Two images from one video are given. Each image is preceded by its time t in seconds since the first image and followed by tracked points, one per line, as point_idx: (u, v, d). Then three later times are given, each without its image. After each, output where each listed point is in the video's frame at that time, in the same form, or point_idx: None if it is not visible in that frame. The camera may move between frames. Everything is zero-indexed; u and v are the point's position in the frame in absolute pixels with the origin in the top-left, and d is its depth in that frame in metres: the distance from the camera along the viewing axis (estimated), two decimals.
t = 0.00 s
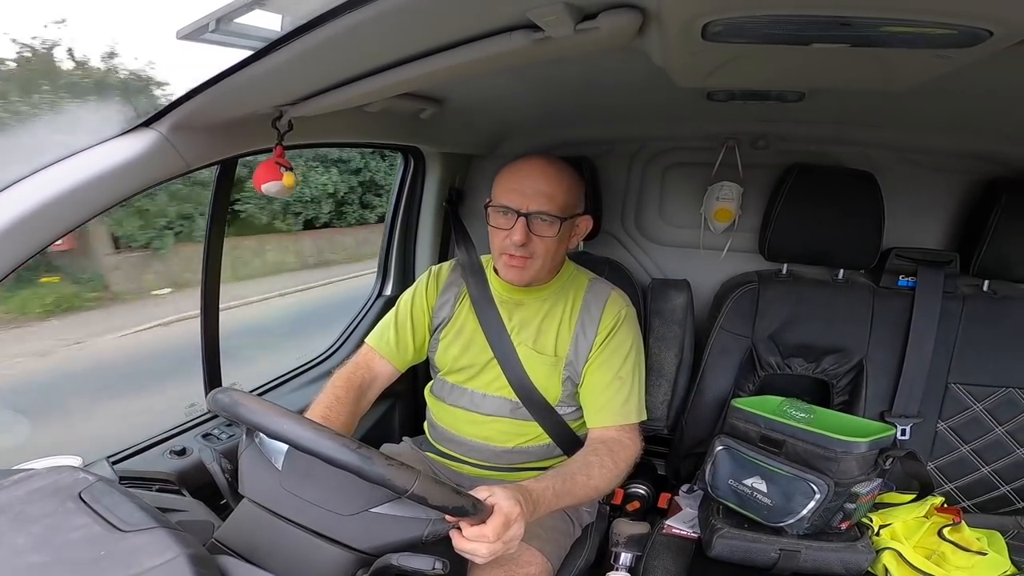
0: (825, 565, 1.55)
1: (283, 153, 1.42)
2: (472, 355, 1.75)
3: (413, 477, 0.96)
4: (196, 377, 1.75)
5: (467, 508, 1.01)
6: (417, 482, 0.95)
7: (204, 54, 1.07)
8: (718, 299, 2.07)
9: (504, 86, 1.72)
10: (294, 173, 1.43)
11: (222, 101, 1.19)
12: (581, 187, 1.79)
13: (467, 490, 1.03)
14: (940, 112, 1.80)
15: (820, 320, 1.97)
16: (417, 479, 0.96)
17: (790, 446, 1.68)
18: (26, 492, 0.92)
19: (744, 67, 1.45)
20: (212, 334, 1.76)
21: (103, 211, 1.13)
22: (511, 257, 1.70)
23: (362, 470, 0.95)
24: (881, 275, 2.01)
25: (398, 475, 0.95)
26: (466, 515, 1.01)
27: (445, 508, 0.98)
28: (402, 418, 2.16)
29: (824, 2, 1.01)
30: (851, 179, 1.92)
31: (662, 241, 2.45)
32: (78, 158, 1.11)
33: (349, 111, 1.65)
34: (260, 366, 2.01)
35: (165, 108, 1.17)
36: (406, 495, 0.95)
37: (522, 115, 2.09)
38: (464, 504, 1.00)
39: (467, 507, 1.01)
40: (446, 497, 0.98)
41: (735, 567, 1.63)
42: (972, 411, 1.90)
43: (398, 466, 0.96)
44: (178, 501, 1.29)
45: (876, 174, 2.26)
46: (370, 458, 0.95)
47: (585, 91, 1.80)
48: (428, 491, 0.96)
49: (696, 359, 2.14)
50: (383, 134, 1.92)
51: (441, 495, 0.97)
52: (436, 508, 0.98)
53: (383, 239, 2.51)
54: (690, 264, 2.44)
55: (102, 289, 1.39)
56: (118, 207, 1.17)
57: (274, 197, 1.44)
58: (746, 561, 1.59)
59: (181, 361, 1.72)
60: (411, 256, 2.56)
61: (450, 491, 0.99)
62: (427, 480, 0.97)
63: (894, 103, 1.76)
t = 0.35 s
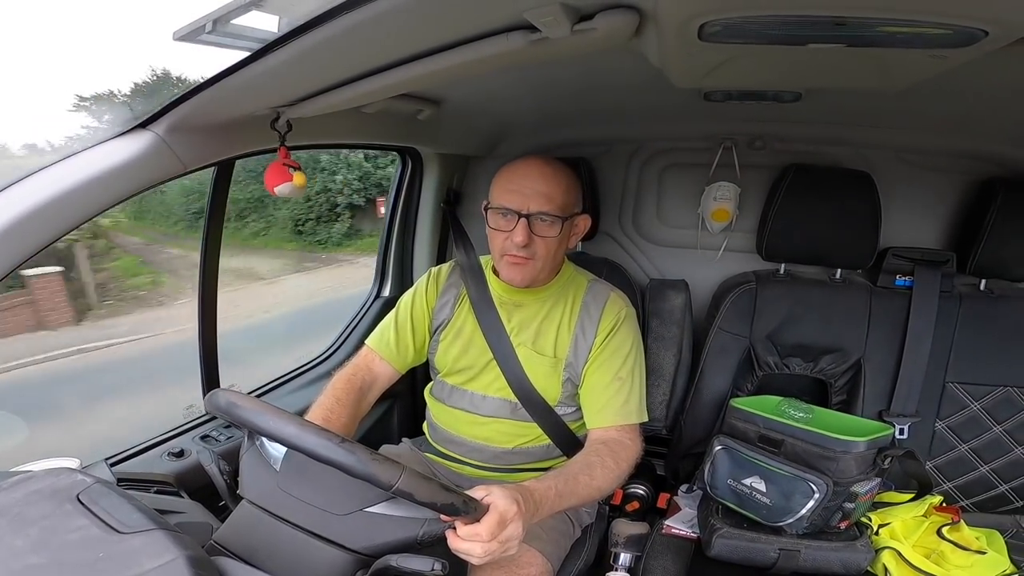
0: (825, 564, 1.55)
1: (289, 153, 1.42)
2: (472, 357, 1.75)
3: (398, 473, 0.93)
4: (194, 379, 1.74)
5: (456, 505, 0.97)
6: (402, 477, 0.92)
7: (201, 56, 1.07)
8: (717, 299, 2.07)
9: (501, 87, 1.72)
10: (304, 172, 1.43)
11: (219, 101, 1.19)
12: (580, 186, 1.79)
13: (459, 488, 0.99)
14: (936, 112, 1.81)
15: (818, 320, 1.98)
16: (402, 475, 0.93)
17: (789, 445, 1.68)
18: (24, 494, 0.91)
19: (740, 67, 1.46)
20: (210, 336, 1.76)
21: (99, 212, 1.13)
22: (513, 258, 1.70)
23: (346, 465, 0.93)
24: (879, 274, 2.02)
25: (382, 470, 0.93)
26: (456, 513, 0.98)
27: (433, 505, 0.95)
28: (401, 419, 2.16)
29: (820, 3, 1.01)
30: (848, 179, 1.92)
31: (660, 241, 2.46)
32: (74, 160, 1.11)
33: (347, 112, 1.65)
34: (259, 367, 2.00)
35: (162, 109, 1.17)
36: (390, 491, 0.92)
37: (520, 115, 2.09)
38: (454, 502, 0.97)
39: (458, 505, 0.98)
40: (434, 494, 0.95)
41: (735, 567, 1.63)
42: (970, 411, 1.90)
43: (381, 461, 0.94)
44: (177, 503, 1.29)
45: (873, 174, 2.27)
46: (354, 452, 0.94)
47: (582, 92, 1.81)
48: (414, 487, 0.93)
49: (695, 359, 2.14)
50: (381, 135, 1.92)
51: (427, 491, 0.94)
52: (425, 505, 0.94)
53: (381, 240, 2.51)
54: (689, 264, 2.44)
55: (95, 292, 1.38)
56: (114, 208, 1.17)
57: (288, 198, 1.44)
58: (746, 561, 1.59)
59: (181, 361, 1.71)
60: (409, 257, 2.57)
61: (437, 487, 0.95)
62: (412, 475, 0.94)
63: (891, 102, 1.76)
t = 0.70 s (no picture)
0: (823, 565, 1.55)
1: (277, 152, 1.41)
2: (470, 357, 1.75)
3: (376, 463, 0.93)
4: (194, 378, 1.74)
5: (440, 500, 0.96)
6: (381, 467, 0.92)
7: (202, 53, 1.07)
8: (717, 299, 2.07)
9: (501, 86, 1.72)
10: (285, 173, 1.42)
11: (219, 99, 1.19)
12: (569, 183, 1.79)
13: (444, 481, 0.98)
14: (935, 113, 1.81)
15: (817, 320, 1.98)
16: (381, 465, 0.92)
17: (787, 445, 1.68)
18: (22, 493, 0.91)
19: (740, 68, 1.46)
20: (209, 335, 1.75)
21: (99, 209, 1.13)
22: (503, 254, 1.70)
23: (323, 455, 0.93)
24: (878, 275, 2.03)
25: (362, 460, 0.92)
26: (440, 508, 0.96)
27: (414, 498, 0.94)
28: (401, 419, 2.16)
29: (820, 3, 1.01)
30: (848, 179, 1.92)
31: (660, 241, 2.45)
32: (74, 157, 1.10)
33: (347, 110, 1.65)
34: (258, 366, 2.00)
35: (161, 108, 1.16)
36: (367, 480, 0.92)
37: (520, 115, 2.09)
38: (438, 496, 0.95)
39: (444, 500, 0.96)
40: (415, 486, 0.94)
41: (733, 567, 1.63)
42: (969, 411, 1.90)
43: (359, 450, 0.94)
44: (175, 502, 1.29)
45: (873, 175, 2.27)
46: (331, 440, 0.94)
47: (582, 92, 1.81)
48: (394, 477, 0.92)
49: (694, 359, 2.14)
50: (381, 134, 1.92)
51: (407, 482, 0.93)
52: (406, 498, 0.93)
53: (381, 239, 2.51)
54: (689, 264, 2.44)
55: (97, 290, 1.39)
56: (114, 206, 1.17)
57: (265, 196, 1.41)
58: (745, 561, 1.59)
59: (181, 360, 1.70)
60: (409, 256, 2.56)
61: (418, 478, 0.94)
62: (391, 465, 0.93)
63: (891, 103, 1.76)
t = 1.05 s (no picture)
0: (823, 565, 1.55)
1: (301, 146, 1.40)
2: (473, 353, 1.76)
3: (367, 453, 0.91)
4: (197, 374, 1.75)
5: (433, 493, 0.92)
6: (369, 457, 0.90)
7: (207, 50, 1.07)
8: (720, 297, 2.06)
9: (506, 83, 1.72)
10: (317, 165, 1.42)
11: (222, 98, 1.18)
12: (570, 177, 1.79)
13: (438, 475, 0.94)
14: (942, 112, 1.80)
15: (820, 320, 1.97)
16: (371, 455, 0.90)
17: (789, 445, 1.68)
18: (26, 488, 0.92)
19: (746, 66, 1.45)
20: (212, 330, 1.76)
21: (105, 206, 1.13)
22: (505, 249, 1.70)
23: (314, 446, 0.92)
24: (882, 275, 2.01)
25: (351, 450, 0.91)
26: (434, 502, 0.92)
27: (405, 490, 0.91)
28: (402, 415, 2.17)
29: (827, 2, 1.01)
30: (854, 180, 1.91)
31: (663, 240, 2.45)
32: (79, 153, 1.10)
33: (351, 107, 1.65)
34: (261, 363, 2.01)
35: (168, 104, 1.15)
36: (358, 472, 0.90)
37: (524, 112, 2.09)
38: (429, 489, 0.92)
39: (436, 493, 0.92)
40: (406, 477, 0.91)
41: (733, 566, 1.63)
42: (972, 413, 1.90)
43: (350, 441, 0.92)
44: (178, 497, 1.30)
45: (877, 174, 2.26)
46: (323, 432, 0.93)
47: (587, 89, 1.80)
48: (382, 467, 0.90)
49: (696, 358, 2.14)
50: (385, 131, 1.92)
51: (395, 472, 0.90)
52: (397, 490, 0.91)
53: (384, 237, 2.51)
54: (692, 263, 2.44)
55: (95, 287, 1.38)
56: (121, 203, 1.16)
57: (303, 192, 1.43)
58: (745, 560, 1.59)
59: (181, 356, 1.71)
60: (412, 254, 2.56)
61: (409, 469, 0.91)
62: (381, 456, 0.91)
63: (897, 103, 1.76)
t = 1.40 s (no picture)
0: (828, 565, 1.55)
1: (289, 150, 1.42)
2: (474, 358, 1.76)
3: (369, 453, 0.91)
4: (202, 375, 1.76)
5: (435, 493, 0.92)
6: (370, 458, 0.90)
7: (210, 52, 1.07)
8: (724, 297, 2.06)
9: (508, 85, 1.72)
10: (299, 172, 1.43)
11: (227, 100, 1.19)
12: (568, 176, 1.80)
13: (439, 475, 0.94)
14: (946, 112, 1.79)
15: (824, 321, 1.97)
16: (373, 456, 0.91)
17: (793, 446, 1.67)
18: (32, 489, 0.93)
19: (748, 67, 1.45)
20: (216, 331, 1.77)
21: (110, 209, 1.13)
22: (509, 249, 1.70)
23: (315, 447, 0.93)
24: (887, 276, 2.01)
25: (352, 451, 0.91)
26: (436, 503, 0.92)
27: (408, 491, 0.91)
28: (406, 416, 2.17)
29: (828, 2, 1.01)
30: (858, 180, 1.91)
31: (666, 241, 2.45)
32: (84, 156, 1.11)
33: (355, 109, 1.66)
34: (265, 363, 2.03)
35: (170, 107, 1.16)
36: (360, 472, 0.91)
37: (527, 113, 2.09)
38: (432, 491, 0.92)
39: (438, 493, 0.92)
40: (407, 477, 0.91)
41: (738, 567, 1.63)
42: (977, 413, 1.89)
43: (351, 442, 0.92)
44: (183, 498, 1.30)
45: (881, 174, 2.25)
46: (324, 433, 0.94)
47: (589, 90, 1.80)
48: (384, 468, 0.90)
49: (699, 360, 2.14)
50: (388, 133, 1.93)
51: (396, 472, 0.90)
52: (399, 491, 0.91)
53: (387, 238, 2.53)
54: (695, 264, 2.43)
55: (95, 290, 1.39)
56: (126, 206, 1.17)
57: (281, 196, 1.42)
58: (748, 561, 1.59)
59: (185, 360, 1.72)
60: (415, 255, 2.57)
61: (409, 469, 0.92)
62: (382, 457, 0.91)
63: (900, 102, 1.75)
